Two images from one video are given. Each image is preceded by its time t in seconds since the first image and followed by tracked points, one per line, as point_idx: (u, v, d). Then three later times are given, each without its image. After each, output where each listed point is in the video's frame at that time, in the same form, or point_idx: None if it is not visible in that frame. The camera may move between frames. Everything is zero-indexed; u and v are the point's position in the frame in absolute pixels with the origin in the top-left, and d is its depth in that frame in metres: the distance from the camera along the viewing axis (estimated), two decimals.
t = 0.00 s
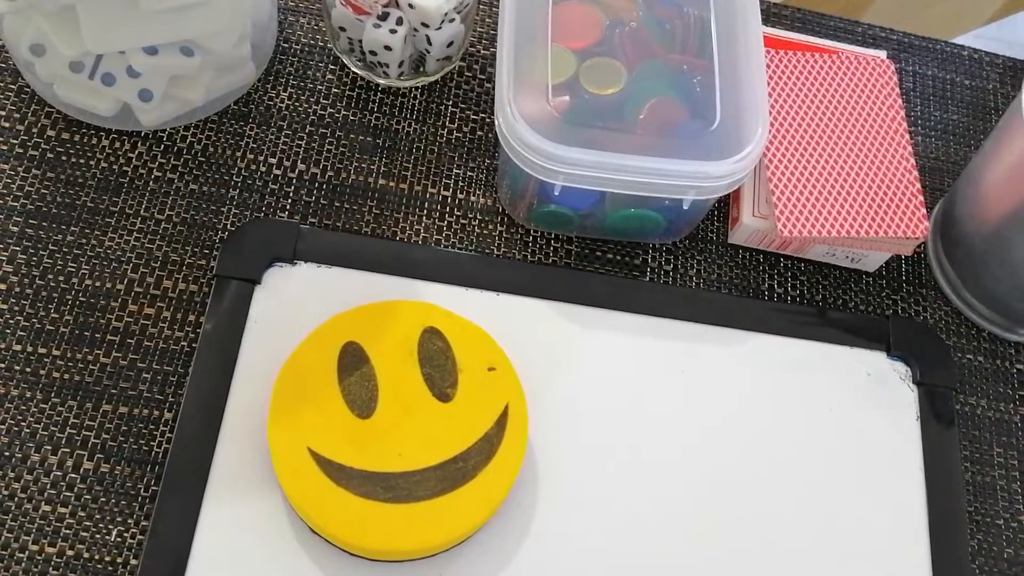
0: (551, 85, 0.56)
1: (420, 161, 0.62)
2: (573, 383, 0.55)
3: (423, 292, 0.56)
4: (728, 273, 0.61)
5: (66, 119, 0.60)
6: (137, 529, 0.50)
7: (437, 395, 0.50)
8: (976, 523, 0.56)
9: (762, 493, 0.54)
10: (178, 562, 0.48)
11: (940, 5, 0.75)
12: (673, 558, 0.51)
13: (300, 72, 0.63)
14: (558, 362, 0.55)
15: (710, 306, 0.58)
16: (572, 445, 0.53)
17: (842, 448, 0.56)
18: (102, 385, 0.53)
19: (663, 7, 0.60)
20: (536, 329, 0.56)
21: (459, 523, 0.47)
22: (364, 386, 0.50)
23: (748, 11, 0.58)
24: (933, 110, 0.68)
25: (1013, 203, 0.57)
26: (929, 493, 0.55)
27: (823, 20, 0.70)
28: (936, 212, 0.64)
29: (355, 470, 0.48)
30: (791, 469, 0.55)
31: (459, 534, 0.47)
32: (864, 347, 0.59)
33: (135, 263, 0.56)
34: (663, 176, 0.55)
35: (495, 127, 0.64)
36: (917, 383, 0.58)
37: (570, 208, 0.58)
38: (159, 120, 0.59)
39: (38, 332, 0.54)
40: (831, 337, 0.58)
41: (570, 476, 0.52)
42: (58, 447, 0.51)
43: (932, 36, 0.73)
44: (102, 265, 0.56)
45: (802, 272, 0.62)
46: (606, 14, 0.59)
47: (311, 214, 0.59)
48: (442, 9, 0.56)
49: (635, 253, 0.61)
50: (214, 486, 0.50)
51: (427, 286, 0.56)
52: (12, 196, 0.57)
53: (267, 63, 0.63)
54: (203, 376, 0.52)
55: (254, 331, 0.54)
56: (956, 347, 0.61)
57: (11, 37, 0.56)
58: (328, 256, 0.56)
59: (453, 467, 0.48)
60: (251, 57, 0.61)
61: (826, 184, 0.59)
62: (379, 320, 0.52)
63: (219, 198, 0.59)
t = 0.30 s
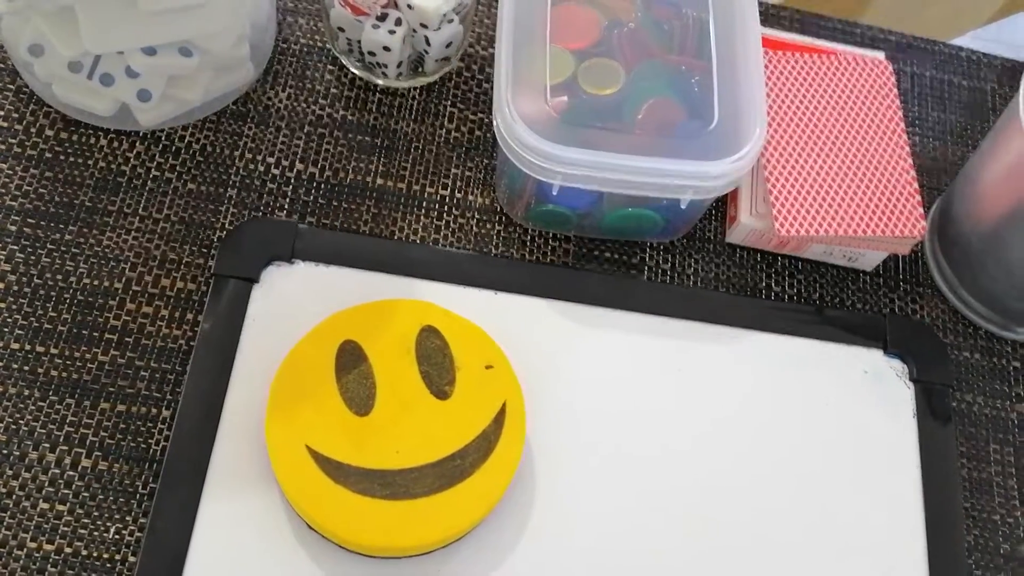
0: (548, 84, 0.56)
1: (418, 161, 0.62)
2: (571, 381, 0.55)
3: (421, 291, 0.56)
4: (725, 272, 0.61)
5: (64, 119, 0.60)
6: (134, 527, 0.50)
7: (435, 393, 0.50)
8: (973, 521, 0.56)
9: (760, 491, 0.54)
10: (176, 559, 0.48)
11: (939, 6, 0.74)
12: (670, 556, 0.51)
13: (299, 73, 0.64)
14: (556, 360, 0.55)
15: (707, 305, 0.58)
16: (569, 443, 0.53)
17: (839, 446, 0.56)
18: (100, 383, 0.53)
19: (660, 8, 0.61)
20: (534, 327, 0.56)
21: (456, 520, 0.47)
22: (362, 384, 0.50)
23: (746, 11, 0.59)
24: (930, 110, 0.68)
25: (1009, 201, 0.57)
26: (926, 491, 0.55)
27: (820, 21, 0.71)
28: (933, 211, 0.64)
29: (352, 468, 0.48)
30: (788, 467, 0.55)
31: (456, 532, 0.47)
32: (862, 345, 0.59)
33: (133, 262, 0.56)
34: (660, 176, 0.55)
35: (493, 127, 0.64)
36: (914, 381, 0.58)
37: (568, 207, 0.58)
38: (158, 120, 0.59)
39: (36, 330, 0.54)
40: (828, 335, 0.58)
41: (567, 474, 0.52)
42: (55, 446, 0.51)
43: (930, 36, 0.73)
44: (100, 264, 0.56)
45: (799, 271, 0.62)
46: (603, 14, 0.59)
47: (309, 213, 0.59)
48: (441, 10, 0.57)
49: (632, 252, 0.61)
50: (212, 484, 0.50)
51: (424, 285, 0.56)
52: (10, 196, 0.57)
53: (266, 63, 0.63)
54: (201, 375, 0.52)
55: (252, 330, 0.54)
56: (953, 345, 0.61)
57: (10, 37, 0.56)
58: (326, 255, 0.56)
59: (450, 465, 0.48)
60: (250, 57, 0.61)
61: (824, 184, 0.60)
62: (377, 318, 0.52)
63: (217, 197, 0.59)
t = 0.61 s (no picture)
0: (553, 89, 0.55)
1: (422, 165, 0.62)
2: (575, 387, 0.55)
3: (424, 296, 0.56)
4: (730, 278, 0.61)
5: (68, 121, 0.60)
6: (136, 532, 0.50)
7: (438, 399, 0.50)
8: (978, 530, 0.56)
9: (764, 499, 0.53)
10: (178, 565, 0.48)
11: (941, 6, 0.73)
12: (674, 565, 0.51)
13: (303, 75, 0.63)
14: (560, 367, 0.55)
15: (712, 312, 0.58)
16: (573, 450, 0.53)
17: (844, 454, 0.55)
18: (103, 388, 0.53)
19: (667, 10, 0.60)
20: (537, 333, 0.56)
21: (459, 529, 0.47)
22: (365, 390, 0.50)
23: (753, 15, 0.58)
24: (937, 115, 0.68)
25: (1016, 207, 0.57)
26: (931, 501, 0.55)
27: (826, 25, 0.70)
28: (940, 217, 0.64)
29: (354, 475, 0.48)
30: (794, 475, 0.54)
31: (459, 539, 0.47)
32: (867, 353, 0.58)
33: (136, 266, 0.56)
34: (665, 181, 0.55)
35: (497, 130, 0.63)
36: (920, 390, 0.58)
37: (572, 212, 0.58)
38: (161, 122, 0.59)
39: (39, 334, 0.54)
40: (833, 342, 0.58)
41: (571, 481, 0.52)
42: (58, 450, 0.51)
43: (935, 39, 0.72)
44: (104, 268, 0.56)
45: (804, 278, 0.61)
46: (609, 16, 0.59)
47: (313, 217, 0.59)
48: (446, 14, 0.57)
49: (637, 257, 0.61)
50: (214, 490, 0.50)
51: (428, 290, 0.56)
52: (14, 199, 0.57)
53: (270, 66, 0.63)
54: (204, 379, 0.52)
55: (255, 334, 0.54)
56: (959, 353, 0.60)
57: (12, 39, 0.56)
58: (330, 260, 0.56)
59: (453, 472, 0.48)
60: (254, 59, 0.61)
61: (830, 189, 0.59)
62: (380, 323, 0.51)
63: (221, 201, 0.59)
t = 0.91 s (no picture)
0: (550, 80, 0.56)
1: (419, 157, 0.62)
2: (574, 378, 0.55)
3: (423, 288, 0.56)
4: (727, 267, 0.61)
5: (65, 117, 0.60)
6: (138, 525, 0.50)
7: (438, 390, 0.50)
8: (976, 515, 0.56)
9: (762, 487, 0.54)
10: (180, 557, 0.48)
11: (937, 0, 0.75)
12: (674, 553, 0.51)
13: (300, 69, 0.64)
14: (559, 357, 0.55)
15: (709, 301, 0.58)
16: (572, 439, 0.53)
17: (841, 441, 0.56)
18: (103, 381, 0.53)
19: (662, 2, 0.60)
20: (536, 324, 0.56)
21: (460, 518, 0.47)
22: (365, 381, 0.50)
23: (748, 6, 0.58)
24: (931, 105, 0.68)
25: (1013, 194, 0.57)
26: (928, 487, 0.55)
27: (821, 16, 0.70)
28: (935, 206, 0.64)
29: (355, 466, 0.48)
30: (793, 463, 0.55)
31: (460, 529, 0.47)
32: (863, 341, 0.59)
33: (135, 260, 0.57)
34: (662, 172, 0.55)
35: (494, 123, 0.64)
36: (917, 377, 0.58)
37: (569, 203, 0.58)
38: (159, 117, 0.59)
39: (39, 329, 0.54)
40: (830, 331, 0.59)
41: (571, 471, 0.52)
42: (59, 444, 0.51)
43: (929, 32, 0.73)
44: (103, 262, 0.56)
45: (801, 267, 0.62)
46: (606, 8, 0.59)
47: (311, 210, 0.59)
48: (442, 6, 0.56)
49: (634, 248, 0.61)
50: (216, 482, 0.50)
51: (426, 282, 0.56)
52: (12, 194, 0.57)
53: (267, 60, 0.63)
54: (204, 372, 0.52)
55: (254, 327, 0.54)
56: (955, 341, 0.61)
57: (9, 35, 0.56)
58: (328, 252, 0.57)
59: (453, 462, 0.48)
60: (251, 54, 0.61)
61: (826, 179, 0.60)
62: (379, 315, 0.52)
63: (219, 195, 0.59)
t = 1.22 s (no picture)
0: (556, 88, 0.55)
1: (425, 165, 0.62)
2: (578, 387, 0.54)
3: (427, 296, 0.56)
4: (733, 277, 0.61)
5: (70, 122, 0.60)
6: (139, 532, 0.50)
7: (441, 399, 0.50)
8: (983, 529, 0.56)
9: (768, 499, 0.53)
10: (181, 565, 0.48)
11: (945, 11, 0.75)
12: (679, 565, 0.51)
13: (305, 76, 0.63)
14: (563, 367, 0.55)
15: (715, 311, 0.58)
16: (576, 449, 0.53)
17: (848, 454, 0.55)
18: (106, 387, 0.53)
19: (670, 11, 0.60)
20: (540, 333, 0.56)
21: (462, 529, 0.47)
22: (368, 390, 0.50)
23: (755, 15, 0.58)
24: (939, 115, 0.68)
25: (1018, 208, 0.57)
26: (935, 501, 0.55)
27: (829, 25, 0.70)
28: (943, 216, 0.64)
29: (358, 475, 0.47)
30: (799, 475, 0.54)
31: (462, 539, 0.47)
32: (870, 352, 0.58)
33: (138, 266, 0.56)
34: (668, 180, 0.54)
35: (500, 131, 0.63)
36: (923, 389, 0.58)
37: (575, 212, 0.58)
38: (165, 122, 0.59)
39: (42, 334, 0.54)
40: (836, 341, 0.58)
41: (575, 482, 0.52)
42: (60, 450, 0.51)
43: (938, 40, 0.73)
44: (106, 268, 0.56)
45: (807, 277, 0.61)
46: (612, 16, 0.59)
47: (316, 217, 0.59)
48: (448, 14, 0.56)
49: (640, 256, 0.61)
50: (217, 490, 0.49)
51: (430, 290, 0.56)
52: (16, 199, 0.57)
53: (272, 66, 0.63)
54: (207, 379, 0.52)
55: (257, 334, 0.53)
56: (963, 352, 0.60)
57: (15, 40, 0.56)
58: (332, 259, 0.56)
59: (456, 471, 0.48)
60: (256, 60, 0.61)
61: (833, 189, 0.59)
62: (383, 323, 0.51)
63: (223, 201, 0.59)
